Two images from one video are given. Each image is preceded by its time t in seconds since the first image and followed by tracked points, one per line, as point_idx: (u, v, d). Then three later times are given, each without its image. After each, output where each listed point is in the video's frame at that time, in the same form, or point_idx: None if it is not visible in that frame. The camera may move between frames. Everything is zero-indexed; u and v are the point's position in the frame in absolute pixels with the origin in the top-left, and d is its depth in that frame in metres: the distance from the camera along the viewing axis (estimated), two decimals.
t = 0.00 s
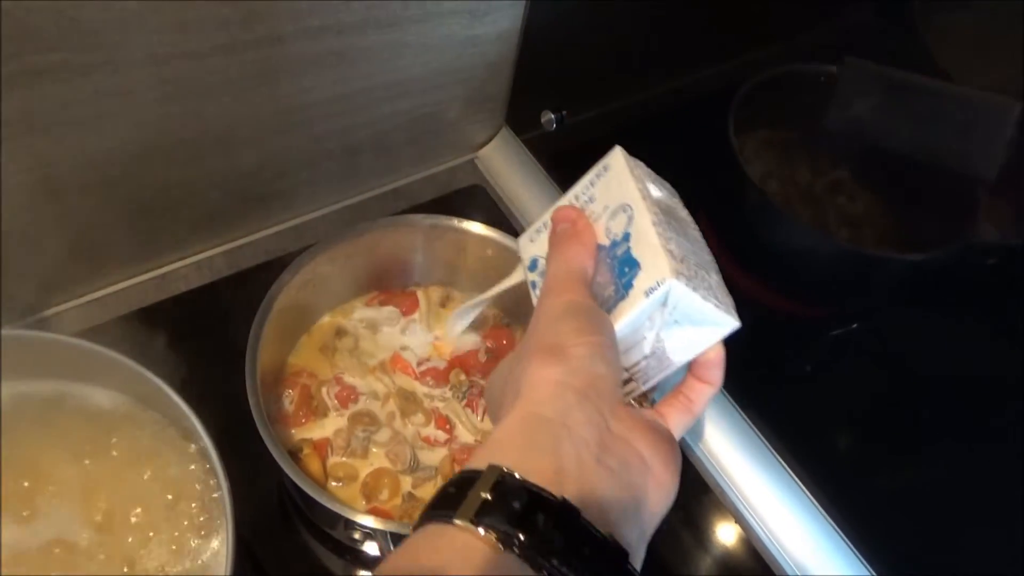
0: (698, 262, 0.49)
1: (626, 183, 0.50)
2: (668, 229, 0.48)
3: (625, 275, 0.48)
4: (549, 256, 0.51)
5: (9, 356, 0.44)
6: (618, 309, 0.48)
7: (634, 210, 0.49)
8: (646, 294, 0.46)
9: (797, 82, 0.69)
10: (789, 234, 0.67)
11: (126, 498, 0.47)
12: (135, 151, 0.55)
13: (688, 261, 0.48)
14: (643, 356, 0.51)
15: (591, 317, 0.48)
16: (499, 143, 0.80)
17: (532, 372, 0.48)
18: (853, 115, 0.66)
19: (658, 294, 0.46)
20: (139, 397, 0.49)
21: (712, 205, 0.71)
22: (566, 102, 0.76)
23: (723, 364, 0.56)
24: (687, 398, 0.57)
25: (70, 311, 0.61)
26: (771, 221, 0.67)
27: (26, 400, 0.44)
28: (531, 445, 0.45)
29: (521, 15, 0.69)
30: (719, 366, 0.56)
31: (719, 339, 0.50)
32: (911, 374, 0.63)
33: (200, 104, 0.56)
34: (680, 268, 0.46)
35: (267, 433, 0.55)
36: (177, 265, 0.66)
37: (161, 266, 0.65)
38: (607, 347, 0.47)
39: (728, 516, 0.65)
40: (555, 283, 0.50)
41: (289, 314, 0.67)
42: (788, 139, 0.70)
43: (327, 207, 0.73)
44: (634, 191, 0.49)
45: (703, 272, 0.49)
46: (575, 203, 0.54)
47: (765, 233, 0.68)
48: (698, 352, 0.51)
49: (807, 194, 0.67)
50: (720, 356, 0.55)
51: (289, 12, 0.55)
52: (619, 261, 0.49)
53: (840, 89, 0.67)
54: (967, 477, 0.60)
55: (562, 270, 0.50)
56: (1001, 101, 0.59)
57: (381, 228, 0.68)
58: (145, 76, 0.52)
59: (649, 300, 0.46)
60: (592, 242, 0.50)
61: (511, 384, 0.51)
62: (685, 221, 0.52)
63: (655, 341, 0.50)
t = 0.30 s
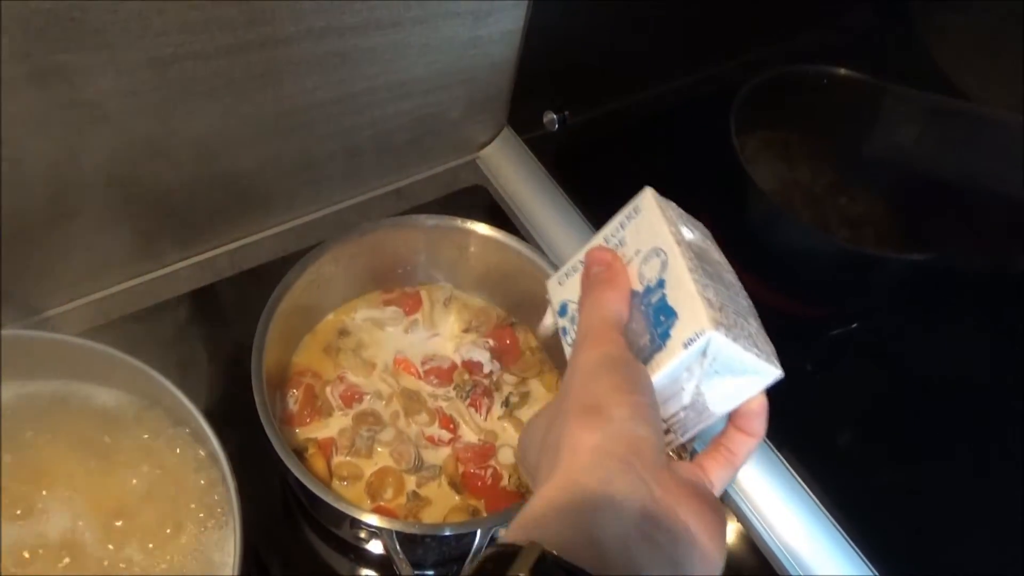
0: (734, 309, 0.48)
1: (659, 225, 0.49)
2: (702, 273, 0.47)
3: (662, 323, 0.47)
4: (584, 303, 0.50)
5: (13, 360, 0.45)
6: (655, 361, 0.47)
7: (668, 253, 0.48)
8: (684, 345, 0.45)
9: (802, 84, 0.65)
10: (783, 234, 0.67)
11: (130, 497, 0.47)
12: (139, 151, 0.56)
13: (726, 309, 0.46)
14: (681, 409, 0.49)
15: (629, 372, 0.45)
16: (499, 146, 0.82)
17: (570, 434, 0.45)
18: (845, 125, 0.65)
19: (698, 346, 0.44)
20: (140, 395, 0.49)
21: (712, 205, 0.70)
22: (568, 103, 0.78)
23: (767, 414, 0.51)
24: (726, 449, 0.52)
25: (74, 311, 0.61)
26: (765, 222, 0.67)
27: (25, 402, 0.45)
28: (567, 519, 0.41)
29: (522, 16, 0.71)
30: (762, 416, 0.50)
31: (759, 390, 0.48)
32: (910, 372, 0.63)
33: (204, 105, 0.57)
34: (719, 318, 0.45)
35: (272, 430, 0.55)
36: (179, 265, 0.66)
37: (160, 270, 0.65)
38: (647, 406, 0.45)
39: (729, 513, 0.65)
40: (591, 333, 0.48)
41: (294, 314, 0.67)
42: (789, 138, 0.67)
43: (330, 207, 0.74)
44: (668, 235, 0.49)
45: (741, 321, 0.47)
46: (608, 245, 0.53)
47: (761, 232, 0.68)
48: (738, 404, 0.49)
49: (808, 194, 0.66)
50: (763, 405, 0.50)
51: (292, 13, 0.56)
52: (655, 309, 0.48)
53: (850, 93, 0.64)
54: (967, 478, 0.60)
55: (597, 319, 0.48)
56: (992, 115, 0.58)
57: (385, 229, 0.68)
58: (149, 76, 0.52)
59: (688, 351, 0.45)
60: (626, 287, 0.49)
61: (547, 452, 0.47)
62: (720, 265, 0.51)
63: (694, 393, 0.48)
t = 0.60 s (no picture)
0: (743, 351, 0.49)
1: (666, 263, 0.51)
2: (710, 313, 0.49)
3: (667, 367, 0.48)
4: (584, 335, 0.51)
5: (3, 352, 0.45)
6: (658, 407, 0.47)
7: (674, 291, 0.49)
8: (692, 392, 0.46)
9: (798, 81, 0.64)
10: (774, 230, 0.66)
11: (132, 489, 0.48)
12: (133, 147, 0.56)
13: (734, 352, 0.47)
14: (684, 452, 0.50)
15: (637, 422, 0.46)
16: (494, 143, 0.83)
17: (574, 487, 0.45)
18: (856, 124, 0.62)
19: (708, 393, 0.45)
20: (129, 386, 0.50)
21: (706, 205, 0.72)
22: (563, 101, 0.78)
23: (770, 461, 0.54)
24: (729, 494, 0.55)
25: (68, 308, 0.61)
26: (759, 219, 0.67)
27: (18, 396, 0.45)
28: None
29: (519, 13, 0.72)
30: (765, 463, 0.54)
31: (767, 433, 0.49)
32: (902, 372, 0.61)
33: (200, 101, 0.57)
34: (728, 364, 0.46)
35: (266, 425, 0.55)
36: (172, 263, 0.66)
37: (157, 266, 0.65)
38: (656, 459, 0.45)
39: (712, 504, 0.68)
40: (594, 377, 0.48)
41: (291, 310, 0.68)
42: (781, 138, 0.67)
43: (327, 205, 0.74)
44: (675, 272, 0.50)
45: (751, 365, 0.48)
46: (609, 275, 0.55)
47: (753, 230, 0.68)
48: (741, 446, 0.50)
49: (799, 190, 0.66)
50: (767, 452, 0.54)
51: (288, 10, 0.56)
52: (660, 350, 0.49)
53: (850, 90, 0.61)
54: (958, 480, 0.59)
55: (602, 361, 0.49)
56: (996, 116, 0.52)
57: (382, 226, 0.68)
58: (146, 73, 0.53)
59: (697, 399, 0.46)
60: (629, 323, 0.51)
61: (545, 499, 0.47)
62: (726, 300, 0.53)
63: (697, 437, 0.49)
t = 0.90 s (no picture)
0: (720, 370, 0.49)
1: (630, 290, 0.52)
2: (681, 335, 0.49)
3: (648, 395, 0.48)
4: (557, 375, 0.52)
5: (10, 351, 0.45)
6: (645, 436, 0.48)
7: (643, 318, 0.50)
8: (678, 418, 0.46)
9: (801, 81, 0.62)
10: (773, 229, 0.66)
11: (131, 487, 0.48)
12: (131, 145, 0.56)
13: (712, 373, 0.48)
14: (673, 477, 0.50)
15: (626, 453, 0.46)
16: (495, 140, 0.84)
17: (573, 530, 0.45)
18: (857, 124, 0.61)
19: (693, 419, 0.46)
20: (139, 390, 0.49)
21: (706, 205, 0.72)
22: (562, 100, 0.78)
23: (757, 482, 0.55)
24: (720, 516, 0.56)
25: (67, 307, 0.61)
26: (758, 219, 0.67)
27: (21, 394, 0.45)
28: None
29: (519, 11, 0.73)
30: (752, 483, 0.55)
31: (752, 450, 0.50)
32: (903, 374, 0.61)
33: (200, 99, 0.57)
34: (710, 386, 0.46)
35: (265, 423, 0.55)
36: (173, 260, 0.66)
37: (156, 263, 0.65)
38: (652, 491, 0.45)
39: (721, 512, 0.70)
40: (575, 416, 0.48)
41: (291, 309, 0.68)
42: (784, 138, 0.66)
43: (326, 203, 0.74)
44: (641, 298, 0.51)
45: (729, 383, 0.49)
46: (574, 309, 0.55)
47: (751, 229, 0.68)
48: (728, 465, 0.51)
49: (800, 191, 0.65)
50: (754, 472, 0.55)
51: (287, 9, 0.56)
52: (637, 379, 0.49)
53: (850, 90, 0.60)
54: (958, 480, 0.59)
55: (582, 396, 0.49)
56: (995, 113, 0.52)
57: (383, 225, 0.68)
58: (145, 71, 0.52)
59: (684, 425, 0.46)
60: (600, 356, 0.51)
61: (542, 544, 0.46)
62: (692, 322, 0.54)
63: (685, 461, 0.49)
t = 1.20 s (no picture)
0: (679, 322, 0.50)
1: (594, 245, 0.52)
2: (644, 288, 0.50)
3: (611, 343, 0.49)
4: (521, 326, 0.52)
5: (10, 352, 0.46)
6: (608, 383, 0.48)
7: (607, 271, 0.51)
8: (640, 363, 0.47)
9: (791, 81, 0.62)
10: (774, 231, 0.67)
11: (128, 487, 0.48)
12: (129, 146, 0.56)
13: (672, 323, 0.49)
14: (633, 428, 0.51)
15: (586, 395, 0.46)
16: (493, 141, 0.84)
17: (534, 468, 0.44)
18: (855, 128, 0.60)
19: (654, 362, 0.47)
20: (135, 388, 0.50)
21: (704, 205, 0.72)
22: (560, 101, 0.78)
23: (713, 430, 0.56)
24: (677, 466, 0.57)
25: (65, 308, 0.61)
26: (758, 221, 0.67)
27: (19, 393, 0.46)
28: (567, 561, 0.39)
29: (515, 12, 0.73)
30: (708, 432, 0.56)
31: (709, 401, 0.51)
32: (902, 372, 0.61)
33: (198, 101, 0.57)
34: (670, 331, 0.47)
35: (264, 424, 0.55)
36: (171, 262, 0.67)
37: (155, 264, 0.66)
38: (614, 432, 0.45)
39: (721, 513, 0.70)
40: (537, 360, 0.48)
41: (289, 309, 0.68)
42: (780, 137, 0.66)
43: (324, 204, 0.75)
44: (605, 252, 0.51)
45: (688, 334, 0.50)
46: (538, 266, 0.55)
47: (751, 231, 0.68)
48: (687, 417, 0.51)
49: (796, 193, 0.65)
50: (711, 422, 0.55)
51: (285, 10, 0.56)
52: (601, 329, 0.50)
53: (844, 90, 0.60)
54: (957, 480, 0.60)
55: (544, 344, 0.49)
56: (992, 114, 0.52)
57: (382, 226, 0.69)
58: (143, 72, 0.53)
59: (645, 369, 0.47)
60: (564, 308, 0.52)
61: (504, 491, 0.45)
62: (652, 278, 0.54)
63: (646, 411, 0.50)
